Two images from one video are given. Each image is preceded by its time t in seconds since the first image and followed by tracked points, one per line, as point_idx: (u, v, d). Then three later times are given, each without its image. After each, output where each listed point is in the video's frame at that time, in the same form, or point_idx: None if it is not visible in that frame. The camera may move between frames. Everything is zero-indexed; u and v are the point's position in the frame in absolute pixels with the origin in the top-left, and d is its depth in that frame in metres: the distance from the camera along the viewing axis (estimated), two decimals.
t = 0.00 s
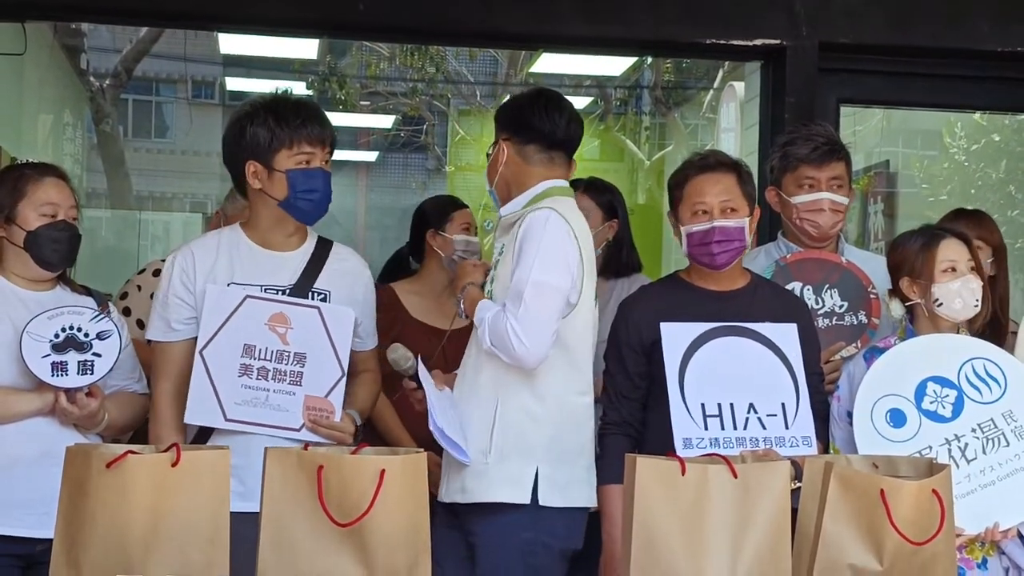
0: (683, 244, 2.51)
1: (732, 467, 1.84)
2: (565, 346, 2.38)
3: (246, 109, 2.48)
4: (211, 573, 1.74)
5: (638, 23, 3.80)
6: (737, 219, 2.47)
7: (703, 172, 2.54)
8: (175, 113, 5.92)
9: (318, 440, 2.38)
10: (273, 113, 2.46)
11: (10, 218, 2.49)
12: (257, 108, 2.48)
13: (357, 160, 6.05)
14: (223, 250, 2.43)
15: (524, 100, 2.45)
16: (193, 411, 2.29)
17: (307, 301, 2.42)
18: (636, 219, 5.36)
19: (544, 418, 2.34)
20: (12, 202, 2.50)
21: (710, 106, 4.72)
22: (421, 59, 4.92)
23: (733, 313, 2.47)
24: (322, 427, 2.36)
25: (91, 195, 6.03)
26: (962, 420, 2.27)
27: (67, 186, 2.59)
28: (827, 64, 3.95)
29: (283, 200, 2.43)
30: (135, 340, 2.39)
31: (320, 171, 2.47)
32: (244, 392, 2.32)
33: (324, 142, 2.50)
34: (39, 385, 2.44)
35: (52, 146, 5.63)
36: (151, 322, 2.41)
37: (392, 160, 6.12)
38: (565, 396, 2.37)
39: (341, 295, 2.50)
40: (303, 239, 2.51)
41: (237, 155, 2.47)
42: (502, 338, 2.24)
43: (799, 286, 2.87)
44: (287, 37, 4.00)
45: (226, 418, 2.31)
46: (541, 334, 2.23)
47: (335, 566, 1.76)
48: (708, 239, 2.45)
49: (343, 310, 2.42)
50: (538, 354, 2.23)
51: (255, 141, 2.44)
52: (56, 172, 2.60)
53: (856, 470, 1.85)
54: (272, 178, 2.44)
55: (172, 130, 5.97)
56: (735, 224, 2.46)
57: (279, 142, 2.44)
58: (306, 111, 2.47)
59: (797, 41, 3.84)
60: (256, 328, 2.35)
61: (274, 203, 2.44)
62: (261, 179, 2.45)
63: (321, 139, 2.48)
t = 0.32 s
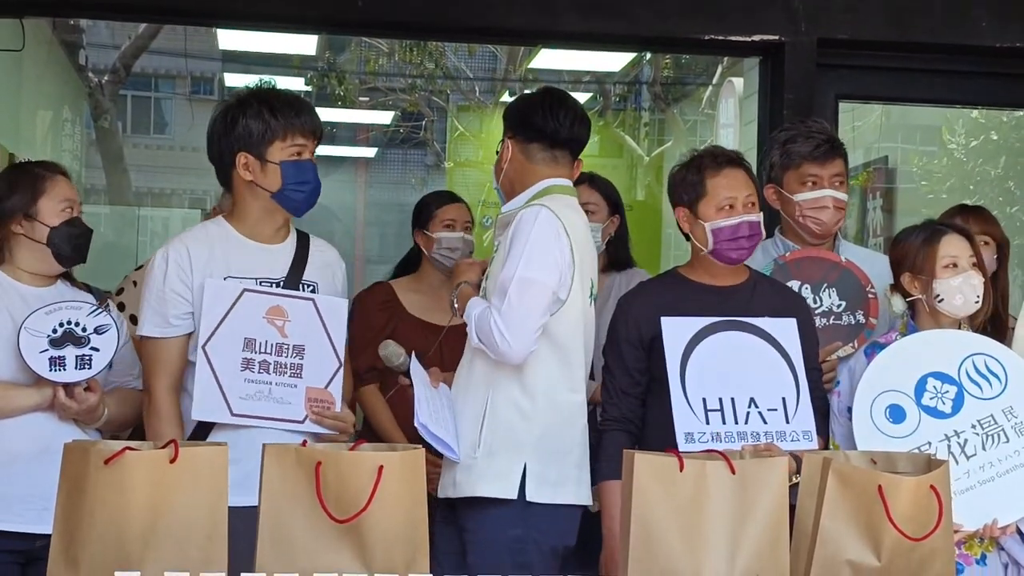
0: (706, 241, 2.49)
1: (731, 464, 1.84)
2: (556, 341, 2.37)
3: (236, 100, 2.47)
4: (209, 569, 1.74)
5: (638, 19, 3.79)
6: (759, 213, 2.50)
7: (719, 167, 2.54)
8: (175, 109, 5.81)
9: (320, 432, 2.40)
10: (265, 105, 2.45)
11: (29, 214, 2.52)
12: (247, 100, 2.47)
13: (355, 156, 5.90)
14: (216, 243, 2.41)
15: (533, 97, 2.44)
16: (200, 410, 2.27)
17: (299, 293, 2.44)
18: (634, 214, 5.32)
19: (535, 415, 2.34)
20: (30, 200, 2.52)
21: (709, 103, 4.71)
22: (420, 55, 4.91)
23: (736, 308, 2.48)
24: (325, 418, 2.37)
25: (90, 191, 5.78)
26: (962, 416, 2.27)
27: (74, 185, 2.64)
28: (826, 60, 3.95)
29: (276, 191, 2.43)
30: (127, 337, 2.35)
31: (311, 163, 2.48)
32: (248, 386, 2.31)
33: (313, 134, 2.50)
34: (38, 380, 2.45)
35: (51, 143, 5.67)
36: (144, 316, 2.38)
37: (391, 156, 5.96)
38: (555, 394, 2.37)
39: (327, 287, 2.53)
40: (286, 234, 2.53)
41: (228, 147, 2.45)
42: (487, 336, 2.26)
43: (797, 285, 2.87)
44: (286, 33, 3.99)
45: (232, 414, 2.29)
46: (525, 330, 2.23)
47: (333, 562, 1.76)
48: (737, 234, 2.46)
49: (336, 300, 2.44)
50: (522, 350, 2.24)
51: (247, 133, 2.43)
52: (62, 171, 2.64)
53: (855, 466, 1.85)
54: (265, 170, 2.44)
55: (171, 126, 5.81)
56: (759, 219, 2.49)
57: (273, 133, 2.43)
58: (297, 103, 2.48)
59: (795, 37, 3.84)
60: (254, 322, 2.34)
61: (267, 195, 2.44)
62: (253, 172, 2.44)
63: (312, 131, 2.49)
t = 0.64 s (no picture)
0: (707, 237, 2.49)
1: (730, 460, 1.84)
2: (562, 341, 2.39)
3: (214, 95, 2.47)
4: (208, 565, 1.74)
5: (637, 16, 3.79)
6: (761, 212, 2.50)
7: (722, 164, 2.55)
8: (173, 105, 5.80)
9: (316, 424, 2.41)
10: (242, 99, 2.46)
11: (38, 211, 2.54)
12: (224, 94, 2.47)
13: (354, 153, 5.92)
14: (207, 238, 2.41)
15: (535, 94, 2.45)
16: (202, 404, 2.26)
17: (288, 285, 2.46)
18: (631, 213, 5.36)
19: (537, 412, 2.34)
20: (38, 198, 2.54)
21: (708, 99, 4.71)
22: (418, 52, 4.92)
23: (735, 305, 2.48)
24: (324, 410, 2.39)
25: (90, 188, 5.69)
26: (962, 412, 2.27)
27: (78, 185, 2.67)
28: (824, 56, 3.95)
29: (259, 185, 2.44)
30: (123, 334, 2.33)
31: (292, 154, 2.50)
32: (246, 380, 2.31)
33: (291, 125, 2.51)
34: (38, 377, 2.46)
35: (49, 141, 5.60)
36: (139, 313, 2.35)
37: (390, 153, 5.94)
38: (559, 391, 2.37)
39: (311, 279, 2.55)
40: (270, 227, 2.53)
41: (208, 143, 2.45)
42: (494, 334, 2.26)
43: (795, 281, 2.87)
44: (285, 31, 3.99)
45: (233, 408, 2.29)
46: (535, 328, 2.24)
47: (332, 559, 1.76)
48: (738, 232, 2.46)
49: (325, 291, 2.46)
50: (531, 348, 2.25)
51: (226, 127, 2.44)
52: (67, 170, 2.66)
53: (854, 462, 1.85)
54: (246, 164, 2.44)
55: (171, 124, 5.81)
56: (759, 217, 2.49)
57: (252, 127, 2.44)
58: (274, 96, 2.49)
59: (794, 34, 3.84)
60: (250, 316, 2.34)
61: (250, 189, 2.45)
62: (234, 166, 2.45)
63: (291, 123, 2.50)
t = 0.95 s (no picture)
0: (705, 234, 2.49)
1: (728, 454, 1.85)
2: (560, 336, 2.39)
3: (195, 91, 2.46)
4: (207, 559, 1.74)
5: (635, 12, 3.79)
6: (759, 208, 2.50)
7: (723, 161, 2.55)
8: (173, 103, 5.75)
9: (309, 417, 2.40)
10: (223, 94, 2.45)
11: (38, 207, 2.55)
12: (204, 89, 2.46)
13: (353, 149, 5.93)
14: (194, 234, 2.41)
15: (533, 89, 2.45)
16: (195, 401, 2.26)
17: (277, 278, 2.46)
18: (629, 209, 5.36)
19: (534, 406, 2.34)
20: (39, 193, 2.55)
21: (707, 95, 4.71)
22: (417, 49, 4.93)
23: (733, 300, 2.49)
24: (317, 403, 2.39)
25: (88, 185, 5.74)
26: (960, 407, 2.27)
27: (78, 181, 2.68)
28: (823, 51, 3.94)
29: (244, 180, 2.43)
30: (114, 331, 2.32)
31: (276, 148, 2.49)
32: (239, 375, 2.31)
33: (274, 118, 2.50)
34: (36, 373, 2.47)
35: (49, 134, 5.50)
36: (129, 310, 2.34)
37: (388, 149, 5.93)
38: (566, 386, 2.38)
39: (298, 272, 2.56)
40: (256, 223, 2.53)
41: (191, 140, 2.45)
42: (504, 329, 2.26)
43: (792, 275, 2.87)
44: (283, 26, 3.99)
45: (228, 403, 2.29)
46: (545, 323, 2.25)
47: (332, 554, 1.76)
48: (737, 228, 2.47)
49: (314, 284, 2.46)
50: (541, 343, 2.25)
51: (208, 123, 2.43)
52: (68, 167, 2.67)
53: (852, 456, 1.86)
54: (231, 159, 2.44)
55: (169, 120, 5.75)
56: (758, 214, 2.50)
57: (235, 122, 2.43)
58: (256, 90, 2.48)
59: (793, 29, 3.83)
60: (240, 311, 2.34)
61: (234, 184, 2.44)
62: (218, 162, 2.44)
63: (274, 116, 2.49)
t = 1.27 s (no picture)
0: (712, 231, 2.49)
1: (730, 451, 1.85)
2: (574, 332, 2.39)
3: (184, 87, 2.45)
4: (208, 555, 1.75)
5: (636, 8, 3.79)
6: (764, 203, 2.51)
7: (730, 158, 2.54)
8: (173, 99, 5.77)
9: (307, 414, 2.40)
10: (212, 90, 2.44)
11: (39, 204, 2.55)
12: (193, 85, 2.45)
13: (355, 147, 5.94)
14: (185, 232, 2.41)
15: (536, 81, 2.45)
16: (191, 401, 2.25)
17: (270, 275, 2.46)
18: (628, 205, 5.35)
19: (536, 401, 2.33)
20: (41, 190, 2.55)
21: (708, 92, 4.71)
22: (418, 45, 4.94)
23: (734, 298, 2.49)
24: (312, 400, 2.38)
25: (90, 181, 5.73)
26: (964, 404, 2.27)
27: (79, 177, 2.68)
28: (824, 47, 3.94)
29: (234, 177, 2.44)
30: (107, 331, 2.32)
31: (267, 144, 2.49)
32: (234, 373, 2.31)
33: (264, 113, 2.50)
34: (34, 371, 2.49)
35: (51, 131, 5.50)
36: (122, 310, 2.35)
37: (390, 146, 5.94)
38: (569, 382, 2.37)
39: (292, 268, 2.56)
40: (247, 218, 2.54)
41: (181, 137, 2.45)
42: (526, 325, 2.24)
43: (793, 272, 2.87)
44: (285, 23, 3.99)
45: (223, 403, 2.28)
46: (566, 319, 2.24)
47: (334, 551, 1.76)
48: (743, 226, 2.47)
49: (307, 280, 2.45)
50: (562, 340, 2.25)
51: (197, 120, 2.43)
52: (69, 162, 2.66)
53: (853, 453, 1.86)
54: (221, 156, 2.44)
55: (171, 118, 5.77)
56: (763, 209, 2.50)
57: (224, 119, 2.43)
58: (244, 85, 2.47)
59: (794, 25, 3.83)
60: (234, 308, 2.33)
61: (225, 181, 2.45)
62: (208, 159, 2.44)
63: (263, 112, 2.49)
